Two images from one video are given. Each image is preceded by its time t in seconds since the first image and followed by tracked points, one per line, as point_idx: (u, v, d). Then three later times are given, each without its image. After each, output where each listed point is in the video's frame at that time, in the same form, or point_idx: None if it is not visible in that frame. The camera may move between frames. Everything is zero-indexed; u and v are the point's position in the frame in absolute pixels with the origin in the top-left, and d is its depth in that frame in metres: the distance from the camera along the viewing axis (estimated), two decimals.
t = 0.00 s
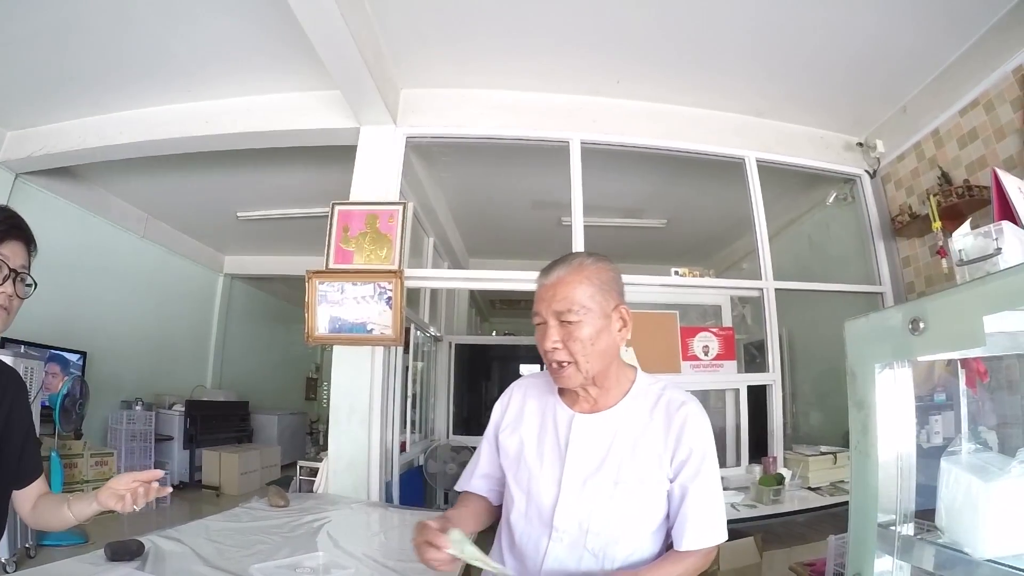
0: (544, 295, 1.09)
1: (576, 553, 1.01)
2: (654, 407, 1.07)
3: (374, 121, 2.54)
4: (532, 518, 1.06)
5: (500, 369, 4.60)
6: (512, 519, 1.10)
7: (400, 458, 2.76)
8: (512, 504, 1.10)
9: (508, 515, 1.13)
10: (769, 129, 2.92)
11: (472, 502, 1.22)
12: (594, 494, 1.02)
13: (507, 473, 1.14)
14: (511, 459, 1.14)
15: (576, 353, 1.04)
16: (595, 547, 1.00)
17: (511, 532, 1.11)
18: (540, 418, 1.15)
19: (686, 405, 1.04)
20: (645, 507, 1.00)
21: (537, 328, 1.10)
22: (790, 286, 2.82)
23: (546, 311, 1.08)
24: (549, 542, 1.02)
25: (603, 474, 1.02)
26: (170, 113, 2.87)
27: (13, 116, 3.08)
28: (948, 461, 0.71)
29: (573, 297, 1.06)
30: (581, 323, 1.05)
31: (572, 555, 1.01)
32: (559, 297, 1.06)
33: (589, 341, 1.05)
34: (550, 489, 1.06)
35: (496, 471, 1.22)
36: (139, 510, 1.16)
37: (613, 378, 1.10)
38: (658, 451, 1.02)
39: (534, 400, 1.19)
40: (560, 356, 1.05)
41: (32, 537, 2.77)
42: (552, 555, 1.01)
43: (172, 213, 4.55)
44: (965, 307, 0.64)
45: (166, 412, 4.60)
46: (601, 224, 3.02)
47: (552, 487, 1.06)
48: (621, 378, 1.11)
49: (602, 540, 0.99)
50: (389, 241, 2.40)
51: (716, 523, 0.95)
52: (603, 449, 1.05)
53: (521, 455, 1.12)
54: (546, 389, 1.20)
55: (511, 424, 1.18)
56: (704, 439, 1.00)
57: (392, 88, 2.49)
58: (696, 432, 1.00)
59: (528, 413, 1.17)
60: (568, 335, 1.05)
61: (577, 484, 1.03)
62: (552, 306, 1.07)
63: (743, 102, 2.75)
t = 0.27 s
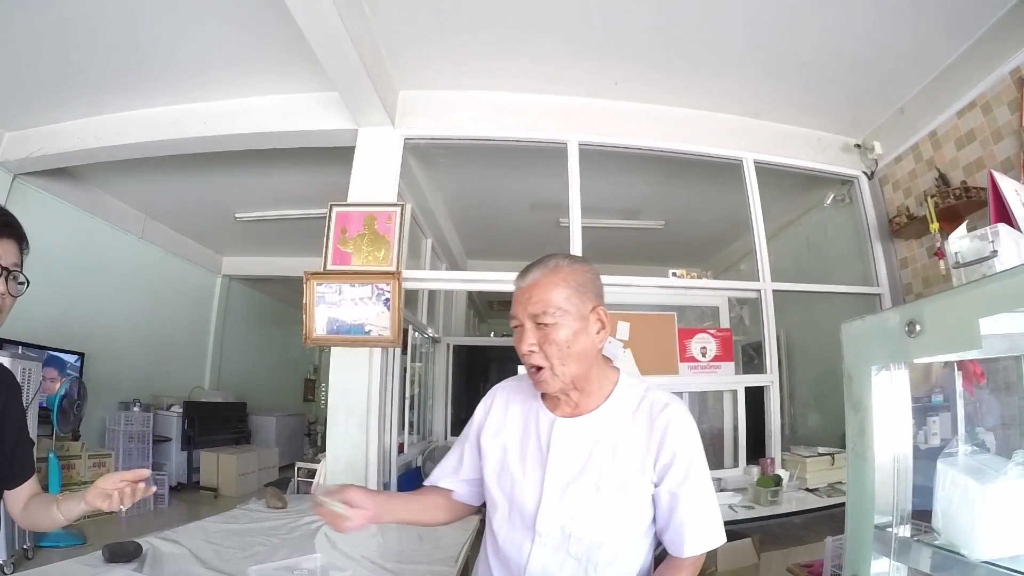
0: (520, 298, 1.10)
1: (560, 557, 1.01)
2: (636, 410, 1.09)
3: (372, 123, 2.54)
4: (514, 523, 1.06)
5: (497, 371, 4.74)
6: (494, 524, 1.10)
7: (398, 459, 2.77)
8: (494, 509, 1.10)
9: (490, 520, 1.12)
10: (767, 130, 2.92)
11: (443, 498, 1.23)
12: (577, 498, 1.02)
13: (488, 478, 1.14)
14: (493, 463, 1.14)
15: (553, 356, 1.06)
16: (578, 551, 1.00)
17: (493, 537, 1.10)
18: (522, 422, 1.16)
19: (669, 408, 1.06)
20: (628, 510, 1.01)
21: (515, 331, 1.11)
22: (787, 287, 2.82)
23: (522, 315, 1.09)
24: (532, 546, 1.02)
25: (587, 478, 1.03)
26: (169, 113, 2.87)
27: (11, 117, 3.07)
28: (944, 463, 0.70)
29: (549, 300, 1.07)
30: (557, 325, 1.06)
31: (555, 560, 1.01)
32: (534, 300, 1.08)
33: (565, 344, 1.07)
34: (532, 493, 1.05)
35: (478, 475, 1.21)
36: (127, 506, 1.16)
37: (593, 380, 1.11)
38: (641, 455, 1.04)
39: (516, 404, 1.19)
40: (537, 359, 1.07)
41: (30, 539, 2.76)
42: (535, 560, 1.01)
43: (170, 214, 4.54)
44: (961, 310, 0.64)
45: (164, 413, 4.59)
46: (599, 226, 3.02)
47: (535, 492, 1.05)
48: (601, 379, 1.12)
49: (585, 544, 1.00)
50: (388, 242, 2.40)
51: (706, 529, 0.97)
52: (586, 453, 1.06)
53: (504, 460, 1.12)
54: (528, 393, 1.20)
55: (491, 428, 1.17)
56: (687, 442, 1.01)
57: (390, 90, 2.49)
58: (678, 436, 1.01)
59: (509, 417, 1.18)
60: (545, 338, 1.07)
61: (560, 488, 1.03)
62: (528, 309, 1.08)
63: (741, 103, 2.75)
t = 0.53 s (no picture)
0: (503, 301, 1.10)
1: (552, 561, 1.02)
2: (625, 410, 1.09)
3: (371, 125, 2.54)
4: (507, 528, 1.07)
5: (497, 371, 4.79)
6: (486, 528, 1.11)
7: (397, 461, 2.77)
8: (486, 513, 1.11)
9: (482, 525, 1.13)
10: (765, 132, 2.93)
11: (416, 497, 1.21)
12: (569, 501, 1.03)
13: (479, 482, 1.15)
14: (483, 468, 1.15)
15: (539, 357, 1.07)
16: (569, 554, 1.01)
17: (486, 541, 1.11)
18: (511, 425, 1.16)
19: (657, 407, 1.06)
20: (619, 512, 1.02)
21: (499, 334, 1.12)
22: (786, 289, 2.83)
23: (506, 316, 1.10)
24: (525, 551, 1.03)
25: (577, 481, 1.03)
26: (169, 115, 2.87)
27: (10, 117, 3.07)
28: (939, 464, 0.70)
29: (533, 301, 1.08)
30: (541, 327, 1.07)
31: (547, 563, 1.02)
32: (518, 301, 1.09)
33: (550, 344, 1.07)
34: (525, 498, 1.06)
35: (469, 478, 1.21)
36: (127, 512, 1.14)
37: (581, 380, 1.11)
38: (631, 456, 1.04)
39: (505, 407, 1.20)
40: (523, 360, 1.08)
41: (29, 539, 2.76)
42: (527, 564, 1.02)
43: (169, 215, 4.54)
44: (957, 312, 0.65)
45: (162, 414, 4.58)
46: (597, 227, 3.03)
47: (528, 496, 1.06)
48: (588, 380, 1.13)
49: (578, 547, 1.00)
50: (387, 243, 2.40)
51: (698, 528, 0.97)
52: (575, 456, 1.07)
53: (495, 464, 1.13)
54: (518, 395, 1.20)
55: (480, 432, 1.18)
56: (676, 442, 1.01)
57: (390, 92, 2.50)
58: (666, 437, 1.01)
59: (498, 421, 1.18)
60: (529, 339, 1.07)
61: (549, 492, 1.04)
62: (510, 311, 1.09)
63: (740, 106, 2.76)
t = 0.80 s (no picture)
0: (510, 298, 1.13)
1: (549, 565, 1.02)
2: (616, 410, 1.11)
3: (368, 128, 2.55)
4: (502, 532, 1.07)
5: (492, 373, 4.78)
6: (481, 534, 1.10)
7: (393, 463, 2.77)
8: (479, 519, 1.10)
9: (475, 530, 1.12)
10: (760, 136, 2.95)
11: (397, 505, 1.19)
12: (563, 505, 1.02)
13: (471, 487, 1.14)
14: (474, 473, 1.13)
15: (542, 354, 1.08)
16: (567, 556, 1.01)
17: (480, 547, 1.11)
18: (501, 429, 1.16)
19: (648, 408, 1.08)
20: (614, 512, 1.02)
21: (502, 331, 1.12)
22: (781, 292, 2.84)
23: (511, 313, 1.11)
24: (522, 556, 1.03)
25: (571, 483, 1.04)
26: (166, 116, 2.87)
27: (7, 118, 3.06)
28: (932, 468, 0.71)
29: (540, 300, 1.11)
30: (547, 325, 1.10)
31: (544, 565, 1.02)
32: (525, 298, 1.11)
33: (554, 343, 1.09)
34: (519, 504, 1.06)
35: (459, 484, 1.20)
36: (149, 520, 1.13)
37: (573, 384, 1.12)
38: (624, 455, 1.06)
39: (493, 411, 1.19)
40: (526, 357, 1.08)
41: (24, 542, 2.75)
42: (524, 568, 1.02)
43: (165, 217, 4.54)
44: (951, 318, 0.65)
45: (157, 416, 4.56)
46: (593, 230, 3.04)
47: (522, 501, 1.06)
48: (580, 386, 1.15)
49: (574, 550, 1.01)
50: (383, 246, 2.41)
51: (692, 521, 0.99)
52: (569, 458, 1.07)
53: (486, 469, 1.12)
54: (510, 398, 1.21)
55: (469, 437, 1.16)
56: (667, 440, 1.03)
57: (386, 95, 2.50)
58: (657, 436, 1.03)
59: (487, 425, 1.17)
60: (535, 337, 1.09)
61: (543, 494, 1.04)
62: (518, 307, 1.11)
63: (735, 110, 2.77)
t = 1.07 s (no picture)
0: (517, 300, 1.13)
1: (545, 569, 1.02)
2: (611, 416, 1.11)
3: (364, 131, 2.55)
4: (497, 539, 1.08)
5: (488, 376, 4.77)
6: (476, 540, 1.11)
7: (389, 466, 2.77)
8: (475, 525, 1.11)
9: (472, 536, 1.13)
10: (756, 140, 2.96)
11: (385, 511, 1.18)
12: (559, 511, 1.03)
13: (465, 493, 1.14)
14: (469, 480, 1.14)
15: (546, 357, 1.09)
16: (562, 562, 1.02)
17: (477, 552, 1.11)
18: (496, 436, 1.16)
19: (643, 413, 1.08)
20: (609, 517, 1.02)
21: (506, 331, 1.13)
22: (777, 295, 2.85)
23: (516, 315, 1.12)
24: (518, 562, 1.03)
25: (566, 489, 1.04)
26: (163, 119, 2.87)
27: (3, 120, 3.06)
28: (926, 470, 0.72)
29: (547, 303, 1.13)
30: (552, 329, 1.12)
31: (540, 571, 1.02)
32: (531, 301, 1.12)
33: (558, 347, 1.11)
34: (514, 510, 1.07)
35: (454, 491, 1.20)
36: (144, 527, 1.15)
37: (569, 391, 1.14)
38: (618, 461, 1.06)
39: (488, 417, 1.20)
40: (531, 359, 1.09)
41: (19, 545, 2.74)
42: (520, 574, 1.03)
43: (162, 219, 4.53)
44: (943, 323, 0.65)
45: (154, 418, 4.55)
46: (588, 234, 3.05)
47: (518, 508, 1.06)
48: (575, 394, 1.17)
49: (570, 555, 1.01)
50: (380, 250, 2.41)
51: (687, 525, 0.98)
52: (564, 464, 1.08)
53: (481, 475, 1.13)
54: (504, 404, 1.21)
55: (463, 444, 1.17)
56: (661, 445, 1.03)
57: (383, 99, 2.51)
58: (650, 441, 1.03)
59: (481, 431, 1.18)
60: (540, 339, 1.10)
61: (538, 500, 1.05)
62: (526, 309, 1.12)
63: (731, 113, 2.78)
